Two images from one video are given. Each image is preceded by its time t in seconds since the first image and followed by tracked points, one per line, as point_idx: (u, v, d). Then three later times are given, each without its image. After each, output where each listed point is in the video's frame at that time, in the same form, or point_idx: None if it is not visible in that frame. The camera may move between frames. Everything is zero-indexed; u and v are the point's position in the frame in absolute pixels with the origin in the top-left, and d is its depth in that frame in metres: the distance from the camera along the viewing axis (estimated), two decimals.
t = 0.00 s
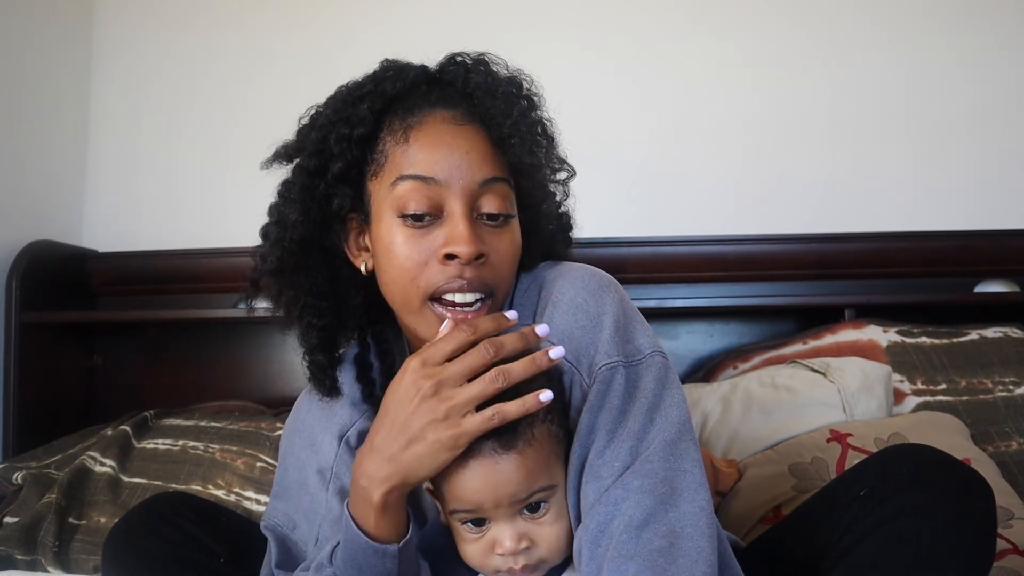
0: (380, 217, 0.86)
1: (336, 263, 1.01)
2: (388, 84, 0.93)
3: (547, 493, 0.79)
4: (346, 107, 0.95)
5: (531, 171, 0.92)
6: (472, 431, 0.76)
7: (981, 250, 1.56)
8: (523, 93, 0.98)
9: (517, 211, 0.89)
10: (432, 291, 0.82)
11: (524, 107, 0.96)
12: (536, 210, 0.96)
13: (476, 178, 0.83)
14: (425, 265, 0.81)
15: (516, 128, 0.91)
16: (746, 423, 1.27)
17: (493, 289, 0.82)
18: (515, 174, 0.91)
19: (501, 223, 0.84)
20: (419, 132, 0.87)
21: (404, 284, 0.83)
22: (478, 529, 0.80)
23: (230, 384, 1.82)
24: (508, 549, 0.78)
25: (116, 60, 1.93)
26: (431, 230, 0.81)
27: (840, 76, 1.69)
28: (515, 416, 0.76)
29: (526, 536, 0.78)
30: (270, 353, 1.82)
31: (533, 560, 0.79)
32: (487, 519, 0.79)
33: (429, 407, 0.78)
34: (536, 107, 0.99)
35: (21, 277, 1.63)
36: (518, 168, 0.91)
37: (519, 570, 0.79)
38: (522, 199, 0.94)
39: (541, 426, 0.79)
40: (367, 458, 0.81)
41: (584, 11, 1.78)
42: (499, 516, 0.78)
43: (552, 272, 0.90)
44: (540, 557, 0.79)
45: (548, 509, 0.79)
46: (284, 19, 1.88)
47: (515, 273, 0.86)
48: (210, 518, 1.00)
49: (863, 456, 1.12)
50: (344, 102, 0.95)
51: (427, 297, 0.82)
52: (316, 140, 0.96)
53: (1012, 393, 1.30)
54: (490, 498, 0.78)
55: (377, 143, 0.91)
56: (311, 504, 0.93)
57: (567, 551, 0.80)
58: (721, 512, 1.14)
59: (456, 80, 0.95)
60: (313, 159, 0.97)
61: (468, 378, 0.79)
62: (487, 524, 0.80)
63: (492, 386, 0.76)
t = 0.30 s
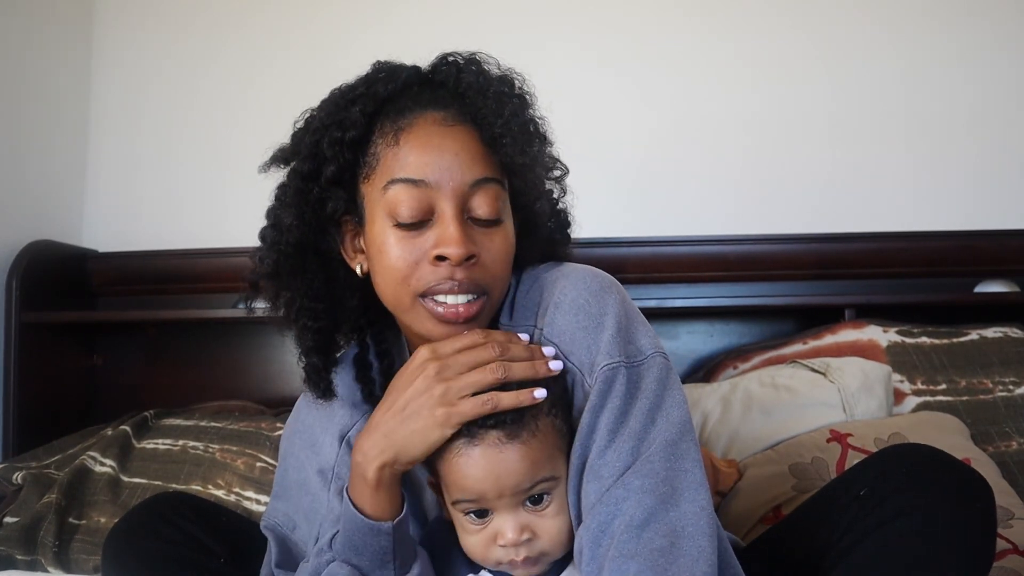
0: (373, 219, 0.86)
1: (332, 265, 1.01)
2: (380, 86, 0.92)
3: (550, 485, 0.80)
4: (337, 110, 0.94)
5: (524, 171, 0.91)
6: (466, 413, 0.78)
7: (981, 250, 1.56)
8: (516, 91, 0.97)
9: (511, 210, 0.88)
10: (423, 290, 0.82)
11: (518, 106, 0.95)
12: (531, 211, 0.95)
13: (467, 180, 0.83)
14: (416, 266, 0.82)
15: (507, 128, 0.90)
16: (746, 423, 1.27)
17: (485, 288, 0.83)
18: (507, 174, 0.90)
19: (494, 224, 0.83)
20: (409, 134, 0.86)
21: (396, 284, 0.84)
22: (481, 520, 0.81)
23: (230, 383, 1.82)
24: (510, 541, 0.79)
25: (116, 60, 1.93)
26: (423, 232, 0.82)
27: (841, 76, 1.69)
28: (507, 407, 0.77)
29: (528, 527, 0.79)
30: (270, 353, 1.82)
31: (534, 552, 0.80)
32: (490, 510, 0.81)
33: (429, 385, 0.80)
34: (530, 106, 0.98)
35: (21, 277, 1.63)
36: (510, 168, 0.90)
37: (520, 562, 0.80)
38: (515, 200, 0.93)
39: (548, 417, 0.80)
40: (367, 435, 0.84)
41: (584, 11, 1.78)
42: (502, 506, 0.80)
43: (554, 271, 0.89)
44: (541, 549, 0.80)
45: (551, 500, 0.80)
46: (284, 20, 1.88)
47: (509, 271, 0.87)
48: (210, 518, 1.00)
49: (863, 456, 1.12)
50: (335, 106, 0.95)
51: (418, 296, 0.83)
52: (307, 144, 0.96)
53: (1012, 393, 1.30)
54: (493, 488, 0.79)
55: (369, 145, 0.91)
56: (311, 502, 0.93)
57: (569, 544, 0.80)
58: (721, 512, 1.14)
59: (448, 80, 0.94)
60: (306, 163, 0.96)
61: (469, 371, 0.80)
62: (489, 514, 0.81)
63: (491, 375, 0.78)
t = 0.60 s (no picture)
0: (357, 226, 0.87)
1: (322, 272, 1.00)
2: (358, 93, 0.92)
3: (557, 492, 0.80)
4: (317, 120, 0.94)
5: (507, 170, 0.89)
6: (479, 437, 0.77)
7: (981, 250, 1.56)
8: (496, 86, 0.97)
9: (495, 209, 0.88)
10: (409, 296, 0.83)
11: (499, 103, 0.94)
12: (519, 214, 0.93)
13: (446, 182, 0.83)
14: (400, 272, 0.82)
15: (486, 127, 0.89)
16: (746, 423, 1.27)
17: (471, 290, 0.83)
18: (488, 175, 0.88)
19: (477, 224, 0.84)
20: (387, 139, 0.87)
21: (382, 291, 0.84)
22: (487, 528, 0.81)
23: (231, 383, 1.82)
24: (517, 549, 0.79)
25: (116, 60, 1.93)
26: (404, 238, 0.82)
27: (840, 76, 1.69)
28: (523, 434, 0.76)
29: (535, 535, 0.79)
30: (270, 353, 1.82)
31: (541, 560, 0.80)
32: (497, 518, 0.81)
33: (442, 406, 0.79)
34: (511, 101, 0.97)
35: (21, 277, 1.63)
36: (493, 168, 0.88)
37: (526, 570, 0.80)
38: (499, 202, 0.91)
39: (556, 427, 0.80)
40: (371, 447, 0.82)
41: (584, 11, 1.78)
42: (510, 515, 0.80)
43: (555, 272, 0.89)
44: (548, 557, 0.80)
45: (557, 508, 0.80)
46: (284, 20, 1.88)
47: (498, 272, 0.87)
48: (209, 519, 1.00)
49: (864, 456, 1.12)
50: (314, 117, 0.95)
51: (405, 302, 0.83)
52: (288, 156, 0.96)
53: (1013, 393, 1.30)
54: (501, 497, 0.79)
55: (351, 153, 0.91)
56: (311, 506, 0.93)
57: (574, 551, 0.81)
58: (721, 512, 1.14)
59: (426, 81, 0.94)
60: (290, 174, 0.96)
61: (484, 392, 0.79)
62: (495, 523, 0.81)
63: (505, 400, 0.77)
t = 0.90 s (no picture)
0: (362, 222, 0.87)
1: (326, 268, 1.01)
2: (365, 90, 0.93)
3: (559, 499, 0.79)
4: (324, 117, 0.94)
5: (512, 167, 0.90)
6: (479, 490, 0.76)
7: (981, 250, 1.56)
8: (501, 85, 0.97)
9: (500, 207, 0.89)
10: (412, 291, 0.83)
11: (505, 101, 0.95)
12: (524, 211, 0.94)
13: (451, 179, 0.84)
14: (403, 268, 0.83)
15: (491, 125, 0.90)
16: (747, 424, 1.27)
17: (474, 286, 0.83)
18: (495, 173, 0.89)
19: (481, 222, 0.84)
20: (393, 136, 0.87)
21: (386, 286, 0.85)
22: (488, 534, 0.80)
23: (231, 383, 1.82)
24: (520, 555, 0.78)
25: (116, 60, 1.93)
26: (408, 234, 0.83)
27: (840, 76, 1.69)
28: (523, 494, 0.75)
29: (538, 542, 0.78)
30: (271, 353, 1.81)
31: (544, 566, 0.79)
32: (498, 525, 0.79)
33: (445, 450, 0.76)
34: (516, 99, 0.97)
35: (21, 277, 1.63)
36: (497, 165, 0.89)
37: None
38: (504, 199, 0.92)
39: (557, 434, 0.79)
40: (365, 473, 0.80)
41: (584, 11, 1.78)
42: (512, 522, 0.79)
43: (560, 274, 0.89)
44: (550, 563, 0.79)
45: (559, 514, 0.79)
46: (284, 20, 1.88)
47: (501, 269, 0.87)
48: (209, 519, 1.00)
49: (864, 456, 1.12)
50: (320, 114, 0.95)
51: (408, 297, 0.84)
52: (294, 153, 0.97)
53: (1013, 393, 1.30)
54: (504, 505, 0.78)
55: (358, 149, 0.92)
56: (311, 505, 0.93)
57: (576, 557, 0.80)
58: (721, 512, 1.14)
59: (433, 80, 0.94)
60: (296, 170, 0.96)
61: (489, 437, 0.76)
62: (497, 529, 0.80)
63: (513, 456, 0.75)
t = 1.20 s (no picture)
0: (378, 212, 0.86)
1: (342, 259, 1.00)
2: (388, 82, 0.93)
3: (565, 502, 0.79)
4: (346, 107, 0.95)
5: (530, 160, 0.88)
6: (453, 427, 0.75)
7: (981, 250, 1.56)
8: (522, 81, 0.97)
9: (519, 201, 0.87)
10: (426, 281, 0.81)
11: (526, 97, 0.94)
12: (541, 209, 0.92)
13: (470, 169, 0.83)
14: (419, 257, 0.81)
15: (511, 117, 0.89)
16: (747, 424, 1.27)
17: (490, 278, 0.81)
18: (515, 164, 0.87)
19: (499, 214, 0.83)
20: (414, 127, 0.87)
21: (401, 275, 0.83)
22: (493, 536, 0.80)
23: (231, 383, 1.82)
24: (524, 558, 0.78)
25: (116, 60, 1.93)
26: (424, 223, 0.81)
27: (841, 76, 1.69)
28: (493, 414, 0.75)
29: (543, 545, 0.78)
30: (271, 353, 1.81)
31: (548, 570, 0.78)
32: (503, 527, 0.79)
33: (410, 404, 0.77)
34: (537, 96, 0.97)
35: (21, 277, 1.63)
36: (516, 157, 0.87)
37: None
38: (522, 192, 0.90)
39: (563, 437, 0.79)
40: (360, 457, 0.80)
41: (584, 11, 1.78)
42: (517, 525, 0.78)
43: (577, 275, 0.89)
44: (555, 566, 0.78)
45: (565, 518, 0.79)
46: (284, 20, 1.88)
47: (518, 264, 0.85)
48: (208, 518, 1.00)
49: (864, 456, 1.12)
50: (343, 105, 0.95)
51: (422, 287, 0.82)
52: (316, 143, 0.97)
53: (1013, 393, 1.30)
54: (509, 509, 0.77)
55: (378, 139, 0.91)
56: (315, 500, 0.93)
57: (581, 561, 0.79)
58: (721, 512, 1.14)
59: (456, 74, 0.94)
60: (316, 159, 0.96)
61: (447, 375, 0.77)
62: (502, 532, 0.80)
63: (468, 380, 0.75)
